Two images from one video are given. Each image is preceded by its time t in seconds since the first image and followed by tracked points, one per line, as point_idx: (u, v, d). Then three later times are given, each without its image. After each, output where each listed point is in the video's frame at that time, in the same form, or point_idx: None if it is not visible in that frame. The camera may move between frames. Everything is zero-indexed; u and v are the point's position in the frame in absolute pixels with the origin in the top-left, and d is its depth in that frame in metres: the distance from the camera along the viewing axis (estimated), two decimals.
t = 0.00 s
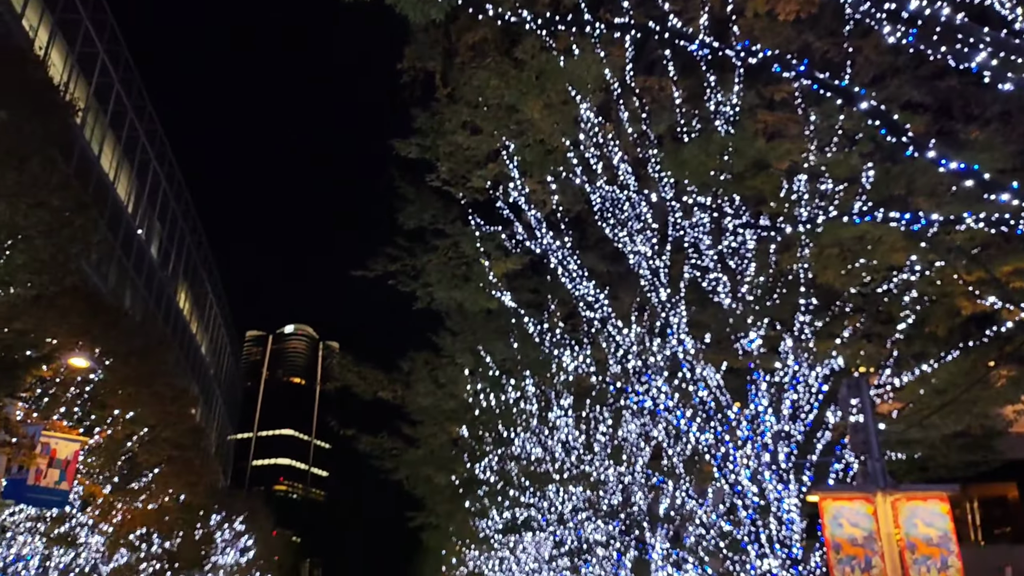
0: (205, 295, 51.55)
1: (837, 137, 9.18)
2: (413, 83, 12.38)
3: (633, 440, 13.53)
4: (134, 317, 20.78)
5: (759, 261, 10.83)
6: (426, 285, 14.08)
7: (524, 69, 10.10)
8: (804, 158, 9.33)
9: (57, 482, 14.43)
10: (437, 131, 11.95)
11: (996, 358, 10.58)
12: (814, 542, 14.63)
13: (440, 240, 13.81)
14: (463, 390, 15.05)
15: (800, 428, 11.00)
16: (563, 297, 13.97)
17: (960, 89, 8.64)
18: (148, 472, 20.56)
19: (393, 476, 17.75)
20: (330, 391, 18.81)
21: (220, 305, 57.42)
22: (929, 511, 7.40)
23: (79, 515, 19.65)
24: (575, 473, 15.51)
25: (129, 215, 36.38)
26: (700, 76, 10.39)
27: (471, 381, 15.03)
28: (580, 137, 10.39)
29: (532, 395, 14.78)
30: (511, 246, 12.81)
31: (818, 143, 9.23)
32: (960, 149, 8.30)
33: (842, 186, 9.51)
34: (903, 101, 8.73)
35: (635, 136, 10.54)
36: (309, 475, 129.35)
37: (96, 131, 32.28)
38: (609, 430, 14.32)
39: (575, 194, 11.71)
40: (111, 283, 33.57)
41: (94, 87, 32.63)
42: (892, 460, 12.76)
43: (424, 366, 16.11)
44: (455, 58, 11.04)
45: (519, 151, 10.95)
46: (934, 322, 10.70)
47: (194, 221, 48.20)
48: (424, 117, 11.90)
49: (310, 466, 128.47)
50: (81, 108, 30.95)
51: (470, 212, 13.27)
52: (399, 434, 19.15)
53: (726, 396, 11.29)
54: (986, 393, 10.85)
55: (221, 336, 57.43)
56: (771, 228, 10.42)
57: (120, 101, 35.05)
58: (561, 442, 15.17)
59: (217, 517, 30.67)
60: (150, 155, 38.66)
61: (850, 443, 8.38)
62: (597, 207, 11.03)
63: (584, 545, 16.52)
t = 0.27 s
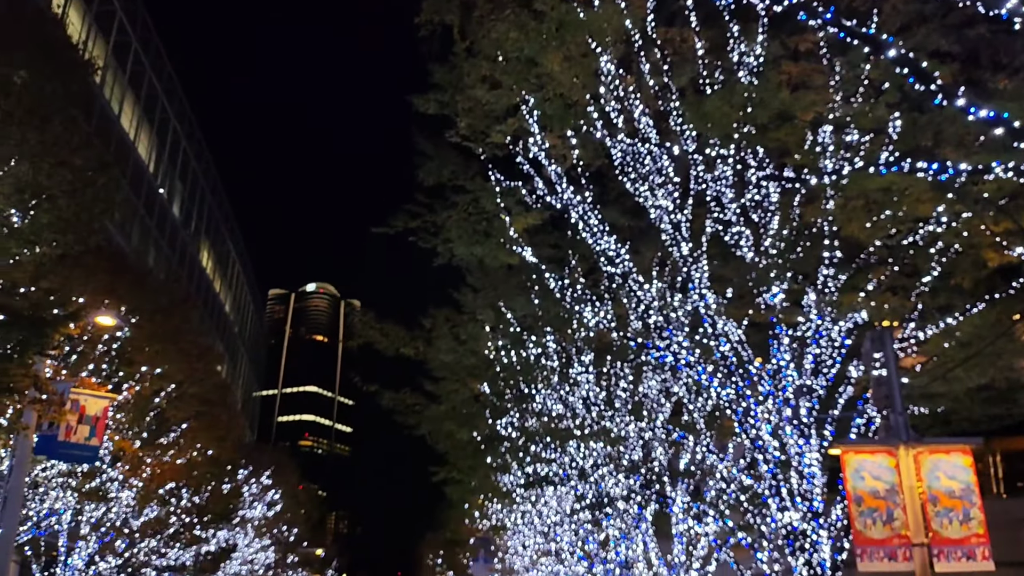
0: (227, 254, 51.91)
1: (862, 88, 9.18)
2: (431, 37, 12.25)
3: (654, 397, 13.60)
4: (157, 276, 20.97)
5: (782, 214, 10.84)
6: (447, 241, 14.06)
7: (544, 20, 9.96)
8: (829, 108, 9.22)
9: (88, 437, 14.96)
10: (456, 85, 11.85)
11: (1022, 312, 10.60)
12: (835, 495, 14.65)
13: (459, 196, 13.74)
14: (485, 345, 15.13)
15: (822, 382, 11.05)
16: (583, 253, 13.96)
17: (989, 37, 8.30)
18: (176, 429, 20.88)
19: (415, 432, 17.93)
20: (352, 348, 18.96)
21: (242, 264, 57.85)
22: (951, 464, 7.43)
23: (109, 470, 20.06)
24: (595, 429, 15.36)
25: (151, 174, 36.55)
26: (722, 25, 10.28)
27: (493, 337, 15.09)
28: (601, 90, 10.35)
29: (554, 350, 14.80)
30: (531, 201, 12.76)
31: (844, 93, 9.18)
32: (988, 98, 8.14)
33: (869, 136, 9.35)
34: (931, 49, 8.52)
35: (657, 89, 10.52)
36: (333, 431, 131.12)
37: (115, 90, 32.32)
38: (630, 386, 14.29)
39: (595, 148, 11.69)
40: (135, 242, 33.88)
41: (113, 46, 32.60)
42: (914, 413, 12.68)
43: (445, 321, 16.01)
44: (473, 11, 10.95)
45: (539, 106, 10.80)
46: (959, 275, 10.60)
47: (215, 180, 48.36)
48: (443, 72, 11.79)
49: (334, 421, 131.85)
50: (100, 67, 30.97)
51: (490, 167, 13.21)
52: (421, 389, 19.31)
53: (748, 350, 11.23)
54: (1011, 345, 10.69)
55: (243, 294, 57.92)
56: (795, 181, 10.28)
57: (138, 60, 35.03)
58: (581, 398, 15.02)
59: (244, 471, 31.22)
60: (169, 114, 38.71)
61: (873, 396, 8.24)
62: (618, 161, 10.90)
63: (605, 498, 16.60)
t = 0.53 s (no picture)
0: (240, 224, 52.12)
1: (879, 55, 9.08)
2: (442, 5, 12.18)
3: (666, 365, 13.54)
4: (172, 246, 21.12)
5: (797, 181, 10.55)
6: (459, 211, 14.04)
7: None
8: (845, 74, 9.12)
9: (104, 406, 15.14)
10: (467, 54, 11.80)
11: None
12: (848, 464, 14.65)
13: (472, 166, 13.70)
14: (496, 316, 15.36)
15: (835, 350, 11.07)
16: (596, 223, 13.91)
17: None
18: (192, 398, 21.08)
19: (429, 401, 18.05)
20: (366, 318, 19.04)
21: (255, 235, 58.04)
22: (965, 433, 7.41)
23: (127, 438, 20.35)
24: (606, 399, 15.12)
25: (163, 145, 36.66)
26: None
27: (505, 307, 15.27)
28: (613, 58, 10.22)
29: (566, 320, 14.70)
30: (543, 170, 12.76)
31: (860, 59, 9.14)
32: (1006, 61, 8.13)
33: (885, 104, 9.30)
34: (948, 14, 8.45)
35: (670, 56, 10.35)
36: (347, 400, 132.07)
37: (127, 60, 32.33)
38: (642, 355, 14.25)
39: (608, 116, 11.47)
40: (149, 213, 34.06)
41: (125, 16, 32.57)
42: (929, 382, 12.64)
43: (458, 290, 15.96)
44: None
45: (552, 73, 10.75)
46: (976, 243, 10.41)
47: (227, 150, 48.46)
48: (455, 41, 11.75)
49: (346, 390, 133.17)
50: (112, 37, 30.96)
51: (502, 137, 13.07)
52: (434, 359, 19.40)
53: (761, 320, 11.22)
54: None
55: (257, 265, 58.24)
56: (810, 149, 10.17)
57: (149, 29, 34.97)
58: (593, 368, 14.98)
59: (260, 440, 31.54)
60: (181, 84, 38.72)
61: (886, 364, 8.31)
62: (630, 130, 10.82)
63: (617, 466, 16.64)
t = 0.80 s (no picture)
0: (261, 189, 52.26)
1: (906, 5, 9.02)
2: None
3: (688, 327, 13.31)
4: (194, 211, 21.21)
5: (821, 138, 10.38)
6: (479, 173, 13.96)
7: None
8: (872, 25, 9.06)
9: (132, 370, 15.42)
10: (485, 13, 11.65)
11: None
12: (871, 422, 14.62)
13: (491, 127, 13.55)
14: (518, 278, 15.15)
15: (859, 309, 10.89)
16: (616, 183, 13.77)
17: None
18: (217, 361, 21.30)
19: (451, 363, 18.15)
20: (387, 281, 19.09)
21: (276, 200, 58.21)
22: (990, 390, 7.34)
23: (154, 402, 20.67)
24: (627, 360, 15.11)
25: (183, 111, 36.69)
26: None
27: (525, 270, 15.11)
28: (634, 14, 10.18)
29: (586, 283, 14.54)
30: (563, 131, 12.65)
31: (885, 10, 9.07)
32: None
33: (912, 56, 9.17)
34: None
35: (692, 12, 10.37)
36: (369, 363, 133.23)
37: (145, 25, 32.26)
38: (663, 316, 14.18)
39: (629, 75, 11.47)
40: (170, 178, 34.22)
41: None
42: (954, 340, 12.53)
43: (478, 254, 16.06)
44: None
45: (571, 30, 10.53)
46: (1004, 199, 10.19)
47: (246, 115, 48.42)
48: None
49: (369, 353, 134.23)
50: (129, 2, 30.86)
51: (520, 98, 12.90)
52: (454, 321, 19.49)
53: (785, 279, 11.08)
54: None
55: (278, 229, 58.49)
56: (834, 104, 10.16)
57: None
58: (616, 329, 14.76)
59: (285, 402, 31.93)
60: (199, 49, 38.62)
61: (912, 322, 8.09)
62: (651, 88, 10.77)
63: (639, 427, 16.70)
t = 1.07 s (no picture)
0: (274, 148, 52.13)
1: None
2: None
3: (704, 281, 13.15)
4: (207, 171, 21.19)
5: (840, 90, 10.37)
6: (493, 130, 13.80)
7: None
8: None
9: (151, 330, 15.59)
10: None
11: None
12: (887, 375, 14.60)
13: (505, 83, 13.35)
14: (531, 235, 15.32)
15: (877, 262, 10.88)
16: (631, 137, 13.59)
17: None
18: (235, 321, 21.43)
19: (467, 320, 18.15)
20: (401, 239, 19.08)
21: (289, 159, 58.17)
22: (1010, 342, 7.24)
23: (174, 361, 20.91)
24: (642, 317, 15.13)
25: (194, 70, 36.50)
26: None
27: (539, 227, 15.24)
28: None
29: (602, 239, 14.55)
30: (577, 86, 12.55)
31: None
32: None
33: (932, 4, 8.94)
34: None
35: None
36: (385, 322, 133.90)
37: None
38: (679, 272, 14.04)
39: (644, 26, 11.28)
40: (184, 139, 34.17)
41: None
42: (974, 292, 12.41)
43: (493, 211, 16.05)
44: None
45: None
46: None
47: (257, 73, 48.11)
48: None
49: (385, 312, 134.82)
50: None
51: (534, 52, 12.69)
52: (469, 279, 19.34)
53: (802, 232, 11.17)
54: None
55: (292, 188, 58.47)
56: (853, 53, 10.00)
57: None
58: (630, 286, 14.67)
59: (303, 361, 32.17)
60: (208, 6, 38.28)
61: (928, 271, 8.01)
62: (667, 40, 10.69)
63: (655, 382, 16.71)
